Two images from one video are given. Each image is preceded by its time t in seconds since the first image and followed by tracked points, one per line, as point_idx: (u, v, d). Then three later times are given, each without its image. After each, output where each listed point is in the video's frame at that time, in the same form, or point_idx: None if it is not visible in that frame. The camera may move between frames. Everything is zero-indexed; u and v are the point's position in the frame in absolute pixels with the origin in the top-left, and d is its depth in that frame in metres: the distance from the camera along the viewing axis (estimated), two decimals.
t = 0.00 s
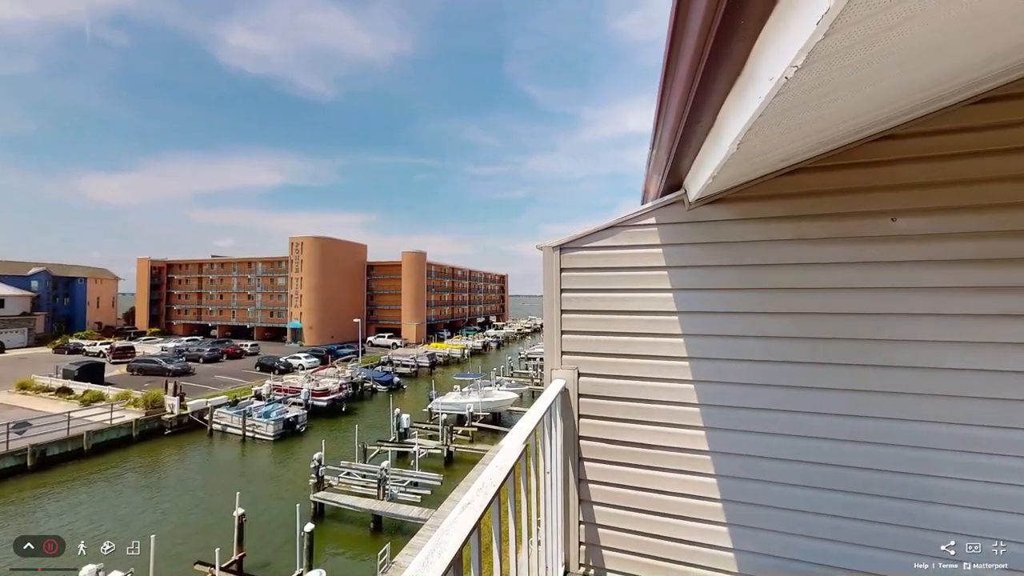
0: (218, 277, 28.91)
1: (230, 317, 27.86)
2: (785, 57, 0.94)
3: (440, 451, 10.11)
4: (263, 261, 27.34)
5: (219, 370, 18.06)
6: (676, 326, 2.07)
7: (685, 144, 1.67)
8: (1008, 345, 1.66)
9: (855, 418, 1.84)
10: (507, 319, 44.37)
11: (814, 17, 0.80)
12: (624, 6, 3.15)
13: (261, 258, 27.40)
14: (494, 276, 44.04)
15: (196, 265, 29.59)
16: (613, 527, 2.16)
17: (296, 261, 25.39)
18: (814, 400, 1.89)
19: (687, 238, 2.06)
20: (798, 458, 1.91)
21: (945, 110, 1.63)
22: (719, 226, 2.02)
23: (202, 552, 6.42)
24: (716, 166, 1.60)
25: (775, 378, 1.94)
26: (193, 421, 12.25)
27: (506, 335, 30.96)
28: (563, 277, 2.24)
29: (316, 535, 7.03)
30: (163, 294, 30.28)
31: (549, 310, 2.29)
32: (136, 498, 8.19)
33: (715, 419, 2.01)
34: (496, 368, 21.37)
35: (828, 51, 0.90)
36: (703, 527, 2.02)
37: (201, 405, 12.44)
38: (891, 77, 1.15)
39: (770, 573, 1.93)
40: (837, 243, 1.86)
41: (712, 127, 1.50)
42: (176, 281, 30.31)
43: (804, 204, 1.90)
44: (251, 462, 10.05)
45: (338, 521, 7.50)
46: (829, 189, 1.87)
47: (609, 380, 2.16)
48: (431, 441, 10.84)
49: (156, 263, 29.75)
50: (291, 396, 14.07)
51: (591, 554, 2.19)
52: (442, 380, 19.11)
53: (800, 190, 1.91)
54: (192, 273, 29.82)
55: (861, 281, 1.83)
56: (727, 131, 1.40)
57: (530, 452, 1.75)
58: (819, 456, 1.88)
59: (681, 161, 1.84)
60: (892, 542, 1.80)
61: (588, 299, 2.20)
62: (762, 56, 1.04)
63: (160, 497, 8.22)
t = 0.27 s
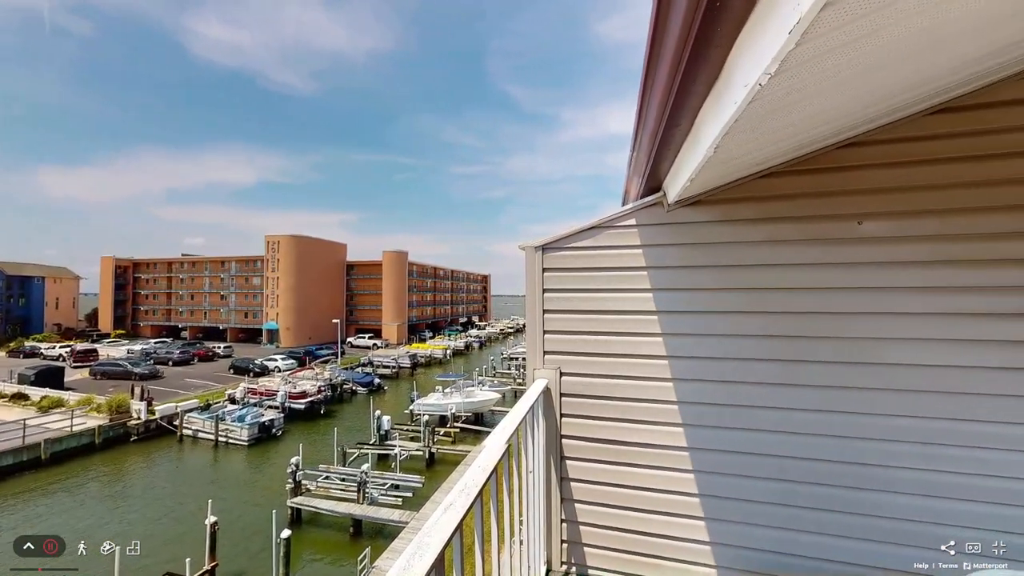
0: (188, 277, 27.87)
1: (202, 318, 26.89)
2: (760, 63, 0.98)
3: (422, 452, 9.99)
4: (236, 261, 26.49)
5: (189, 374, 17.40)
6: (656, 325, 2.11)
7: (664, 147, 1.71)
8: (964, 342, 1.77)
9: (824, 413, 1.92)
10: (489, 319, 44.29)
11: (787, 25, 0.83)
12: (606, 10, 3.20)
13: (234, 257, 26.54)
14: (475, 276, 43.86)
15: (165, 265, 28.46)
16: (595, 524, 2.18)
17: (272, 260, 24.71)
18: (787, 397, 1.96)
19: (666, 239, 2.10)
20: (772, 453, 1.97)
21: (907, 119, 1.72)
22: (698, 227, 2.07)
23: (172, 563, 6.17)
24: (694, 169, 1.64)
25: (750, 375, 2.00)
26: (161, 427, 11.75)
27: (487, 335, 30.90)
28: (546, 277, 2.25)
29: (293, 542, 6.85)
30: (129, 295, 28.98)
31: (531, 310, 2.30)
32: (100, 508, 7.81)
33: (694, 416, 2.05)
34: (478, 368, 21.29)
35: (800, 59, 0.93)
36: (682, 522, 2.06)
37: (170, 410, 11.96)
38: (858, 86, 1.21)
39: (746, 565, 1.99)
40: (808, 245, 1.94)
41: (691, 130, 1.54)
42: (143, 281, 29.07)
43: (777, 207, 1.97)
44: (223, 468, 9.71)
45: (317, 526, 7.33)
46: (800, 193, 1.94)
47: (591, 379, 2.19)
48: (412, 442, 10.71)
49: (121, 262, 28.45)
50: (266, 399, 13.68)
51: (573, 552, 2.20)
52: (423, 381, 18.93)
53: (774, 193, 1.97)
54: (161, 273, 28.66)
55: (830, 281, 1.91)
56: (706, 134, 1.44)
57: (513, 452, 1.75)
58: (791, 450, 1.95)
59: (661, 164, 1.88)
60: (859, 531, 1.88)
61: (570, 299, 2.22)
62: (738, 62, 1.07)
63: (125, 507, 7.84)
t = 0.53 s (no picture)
0: (157, 276, 26.76)
1: (171, 319, 25.86)
2: (735, 72, 1.01)
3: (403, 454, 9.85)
4: (207, 260, 25.58)
5: (158, 377, 16.70)
6: (636, 325, 2.14)
7: (644, 150, 1.74)
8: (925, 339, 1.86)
9: (797, 409, 1.98)
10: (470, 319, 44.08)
11: (761, 35, 0.86)
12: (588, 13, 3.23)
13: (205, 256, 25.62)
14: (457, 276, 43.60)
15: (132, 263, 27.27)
16: (576, 522, 2.20)
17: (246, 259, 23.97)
18: (762, 393, 2.02)
19: (646, 240, 2.14)
20: (747, 448, 2.02)
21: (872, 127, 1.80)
22: (676, 229, 2.11)
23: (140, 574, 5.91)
24: (673, 172, 1.68)
25: (727, 373, 2.05)
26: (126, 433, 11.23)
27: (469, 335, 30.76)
28: (528, 277, 2.26)
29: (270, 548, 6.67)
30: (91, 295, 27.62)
31: (514, 309, 2.30)
32: (61, 519, 7.43)
33: (673, 414, 2.10)
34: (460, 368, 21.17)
35: (772, 68, 0.97)
36: (661, 518, 2.10)
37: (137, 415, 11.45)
38: (826, 94, 1.26)
39: (722, 558, 2.04)
40: (780, 247, 2.00)
41: (670, 134, 1.57)
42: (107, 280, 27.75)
43: (752, 210, 2.03)
44: (193, 475, 9.36)
45: (294, 532, 7.14)
46: (773, 196, 2.01)
47: (573, 378, 2.21)
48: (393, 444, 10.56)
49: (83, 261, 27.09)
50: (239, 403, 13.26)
51: (555, 550, 2.22)
52: (403, 382, 18.69)
53: (748, 196, 2.03)
54: (126, 272, 27.42)
55: (801, 282, 1.98)
56: (683, 138, 1.48)
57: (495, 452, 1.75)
58: (766, 446, 2.01)
59: (641, 167, 1.91)
60: (828, 522, 1.96)
61: (552, 299, 2.23)
62: (714, 69, 1.10)
63: (87, 519, 7.47)
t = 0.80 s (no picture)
0: (121, 276, 25.57)
1: (137, 320, 24.75)
2: (713, 76, 1.04)
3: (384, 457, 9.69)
4: (177, 259, 24.57)
5: (122, 381, 15.95)
6: (618, 324, 2.17)
7: (625, 152, 1.77)
8: (889, 336, 1.95)
9: (771, 405, 2.05)
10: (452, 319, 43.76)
11: (737, 41, 0.89)
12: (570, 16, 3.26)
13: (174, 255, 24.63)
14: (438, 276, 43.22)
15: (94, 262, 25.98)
16: (558, 520, 2.22)
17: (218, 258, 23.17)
18: (738, 390, 2.08)
19: (626, 241, 2.17)
20: (724, 444, 2.08)
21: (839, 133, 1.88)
22: (655, 230, 2.15)
23: None
24: (653, 174, 1.71)
25: (705, 371, 2.10)
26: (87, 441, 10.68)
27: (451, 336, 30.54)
28: (510, 276, 2.26)
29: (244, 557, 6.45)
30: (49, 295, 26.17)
31: (496, 309, 2.30)
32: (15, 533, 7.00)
33: (653, 412, 2.13)
34: (441, 369, 21.00)
35: (748, 73, 1.00)
36: (640, 513, 2.14)
37: (99, 421, 10.90)
38: (798, 100, 1.31)
39: (700, 552, 2.09)
40: (755, 248, 2.07)
41: (650, 137, 1.61)
42: (66, 280, 26.36)
43: (727, 212, 2.09)
44: (161, 483, 8.97)
45: (269, 539, 6.92)
46: (748, 199, 2.07)
47: (555, 377, 2.22)
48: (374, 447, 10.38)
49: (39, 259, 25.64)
50: (210, 407, 12.79)
51: (537, 549, 2.23)
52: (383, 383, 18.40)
53: (724, 198, 2.09)
54: (88, 271, 26.10)
55: (775, 282, 2.05)
56: (663, 140, 1.51)
57: (478, 453, 1.73)
58: (742, 441, 2.07)
59: (621, 169, 1.95)
60: (801, 513, 2.03)
61: (534, 298, 2.24)
62: (692, 74, 1.13)
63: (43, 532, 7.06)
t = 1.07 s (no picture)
0: (82, 275, 24.32)
1: (100, 322, 23.59)
2: (691, 82, 1.07)
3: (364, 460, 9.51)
4: (143, 257, 23.53)
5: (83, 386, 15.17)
6: (599, 324, 2.20)
7: (606, 154, 1.79)
8: (857, 334, 2.04)
9: (747, 402, 2.11)
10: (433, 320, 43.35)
11: (715, 48, 0.91)
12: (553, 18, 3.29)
13: (141, 253, 23.60)
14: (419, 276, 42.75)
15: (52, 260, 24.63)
16: (541, 519, 2.22)
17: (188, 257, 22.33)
18: (715, 388, 2.13)
19: (608, 241, 2.20)
20: (702, 440, 2.13)
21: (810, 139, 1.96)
22: (636, 230, 2.19)
23: None
24: (634, 176, 1.74)
25: (683, 369, 2.15)
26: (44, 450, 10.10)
27: (432, 336, 30.25)
28: (493, 276, 2.26)
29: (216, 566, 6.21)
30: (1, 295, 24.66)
31: (479, 309, 2.29)
32: None
33: (634, 410, 2.17)
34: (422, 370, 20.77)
35: (725, 79, 1.03)
36: (621, 510, 2.17)
37: (58, 428, 10.34)
38: (772, 106, 1.36)
39: (679, 546, 2.13)
40: (731, 249, 2.13)
41: (630, 139, 1.63)
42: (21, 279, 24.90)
43: (704, 214, 2.14)
44: (126, 492, 8.56)
45: (244, 547, 6.67)
46: (724, 201, 2.13)
47: (538, 377, 2.23)
48: (354, 450, 10.17)
49: None
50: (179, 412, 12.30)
51: (519, 549, 2.23)
52: (363, 385, 18.06)
53: (702, 200, 2.14)
54: (46, 270, 24.72)
55: (750, 282, 2.11)
56: (643, 143, 1.54)
57: (460, 454, 1.72)
58: (719, 437, 2.12)
59: (603, 171, 1.97)
60: (775, 507, 2.08)
61: (517, 298, 2.25)
62: (671, 79, 1.16)
63: None
